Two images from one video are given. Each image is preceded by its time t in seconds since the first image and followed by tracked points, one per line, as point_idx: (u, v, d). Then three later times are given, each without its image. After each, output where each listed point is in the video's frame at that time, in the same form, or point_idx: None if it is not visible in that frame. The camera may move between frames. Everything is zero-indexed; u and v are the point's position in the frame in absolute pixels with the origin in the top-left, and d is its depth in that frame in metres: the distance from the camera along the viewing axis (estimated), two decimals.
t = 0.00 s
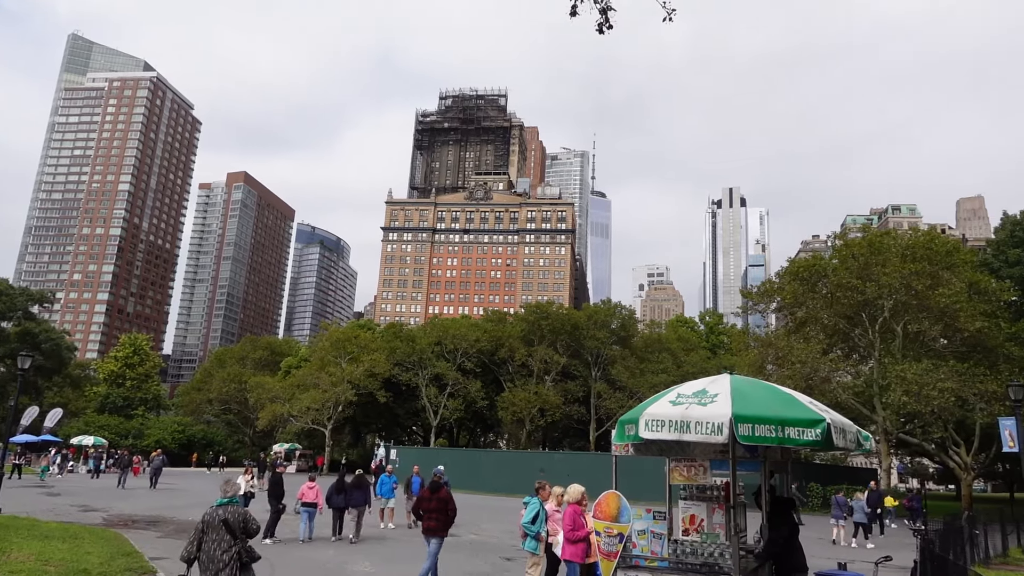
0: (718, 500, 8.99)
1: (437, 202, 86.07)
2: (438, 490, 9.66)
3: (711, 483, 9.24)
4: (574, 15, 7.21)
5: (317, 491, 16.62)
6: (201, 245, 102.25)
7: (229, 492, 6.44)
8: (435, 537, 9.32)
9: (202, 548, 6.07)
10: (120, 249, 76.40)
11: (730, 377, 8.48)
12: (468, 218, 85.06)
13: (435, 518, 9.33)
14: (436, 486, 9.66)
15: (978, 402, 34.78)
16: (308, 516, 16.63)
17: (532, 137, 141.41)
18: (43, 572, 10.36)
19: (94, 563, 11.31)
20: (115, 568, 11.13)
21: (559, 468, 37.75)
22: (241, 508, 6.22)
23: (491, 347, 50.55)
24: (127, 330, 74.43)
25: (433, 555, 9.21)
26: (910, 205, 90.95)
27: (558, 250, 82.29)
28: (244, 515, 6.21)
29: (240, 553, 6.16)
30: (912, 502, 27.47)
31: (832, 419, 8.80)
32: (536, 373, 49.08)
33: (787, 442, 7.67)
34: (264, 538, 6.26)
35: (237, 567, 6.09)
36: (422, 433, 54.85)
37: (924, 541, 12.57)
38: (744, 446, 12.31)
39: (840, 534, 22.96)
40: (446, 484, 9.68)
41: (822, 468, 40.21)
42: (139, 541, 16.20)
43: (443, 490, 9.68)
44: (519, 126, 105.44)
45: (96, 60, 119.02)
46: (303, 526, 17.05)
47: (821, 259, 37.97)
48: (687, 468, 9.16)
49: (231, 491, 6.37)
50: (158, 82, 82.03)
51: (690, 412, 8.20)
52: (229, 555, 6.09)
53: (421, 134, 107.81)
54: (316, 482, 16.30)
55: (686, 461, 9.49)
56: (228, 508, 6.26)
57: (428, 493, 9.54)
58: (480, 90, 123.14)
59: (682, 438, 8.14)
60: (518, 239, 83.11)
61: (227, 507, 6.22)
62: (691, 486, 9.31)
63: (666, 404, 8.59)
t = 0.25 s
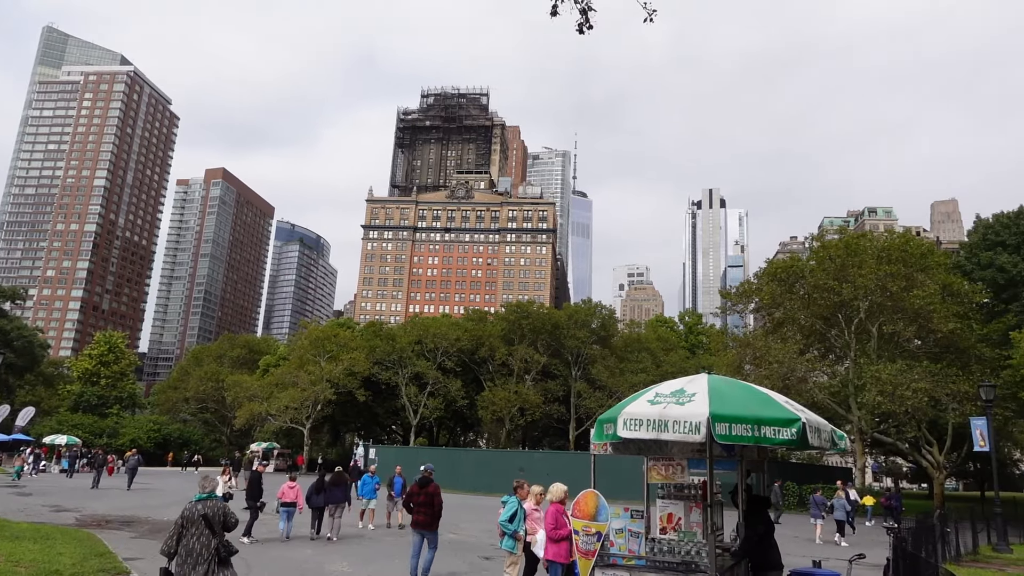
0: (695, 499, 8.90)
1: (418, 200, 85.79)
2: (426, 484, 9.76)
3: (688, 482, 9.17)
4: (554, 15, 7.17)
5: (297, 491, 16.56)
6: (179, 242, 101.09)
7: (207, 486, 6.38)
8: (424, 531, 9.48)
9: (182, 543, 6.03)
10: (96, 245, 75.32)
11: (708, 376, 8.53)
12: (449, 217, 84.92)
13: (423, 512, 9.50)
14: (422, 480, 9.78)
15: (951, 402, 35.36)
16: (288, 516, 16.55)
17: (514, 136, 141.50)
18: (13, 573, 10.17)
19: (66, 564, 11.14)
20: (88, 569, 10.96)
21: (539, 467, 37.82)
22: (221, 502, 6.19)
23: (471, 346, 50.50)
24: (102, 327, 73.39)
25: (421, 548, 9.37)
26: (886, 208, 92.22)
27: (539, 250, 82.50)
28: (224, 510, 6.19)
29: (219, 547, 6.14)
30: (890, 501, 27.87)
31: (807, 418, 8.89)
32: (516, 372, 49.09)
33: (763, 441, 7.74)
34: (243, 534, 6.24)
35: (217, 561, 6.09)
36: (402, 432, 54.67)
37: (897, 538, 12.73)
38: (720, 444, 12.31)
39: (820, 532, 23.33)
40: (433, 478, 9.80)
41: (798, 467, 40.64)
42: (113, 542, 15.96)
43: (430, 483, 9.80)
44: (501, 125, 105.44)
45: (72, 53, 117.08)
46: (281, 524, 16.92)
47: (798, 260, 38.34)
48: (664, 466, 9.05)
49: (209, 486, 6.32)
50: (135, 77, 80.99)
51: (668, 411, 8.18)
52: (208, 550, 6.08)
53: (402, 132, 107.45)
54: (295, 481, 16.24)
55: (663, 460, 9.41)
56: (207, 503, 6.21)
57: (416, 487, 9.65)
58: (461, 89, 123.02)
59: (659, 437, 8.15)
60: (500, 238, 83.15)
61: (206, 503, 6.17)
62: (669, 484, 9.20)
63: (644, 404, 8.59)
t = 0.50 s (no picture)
0: (674, 497, 8.83)
1: (399, 199, 85.47)
2: (419, 487, 9.79)
3: (668, 481, 9.08)
4: (534, 15, 7.12)
5: (277, 490, 16.40)
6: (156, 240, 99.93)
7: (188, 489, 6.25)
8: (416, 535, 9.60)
9: (164, 543, 5.90)
10: (71, 243, 74.10)
11: (687, 376, 8.58)
12: (431, 216, 84.73)
13: (414, 516, 9.62)
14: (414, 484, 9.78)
15: (926, 401, 35.88)
16: (268, 516, 16.46)
17: (495, 136, 141.47)
18: None
19: (38, 567, 10.94)
20: (62, 572, 10.79)
21: (520, 466, 37.86)
22: (204, 503, 6.07)
23: (453, 346, 50.39)
24: (77, 326, 72.27)
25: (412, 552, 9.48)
26: (863, 209, 93.41)
27: (520, 249, 82.66)
28: (207, 511, 6.08)
29: (200, 548, 6.02)
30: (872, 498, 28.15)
31: (785, 416, 8.95)
32: (497, 372, 49.07)
33: (741, 439, 7.79)
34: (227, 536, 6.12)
35: (199, 563, 5.95)
36: (383, 432, 54.45)
37: (873, 535, 12.87)
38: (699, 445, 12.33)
39: (800, 529, 23.63)
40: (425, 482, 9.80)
41: (777, 465, 41.01)
42: (88, 544, 15.71)
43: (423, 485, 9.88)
44: (483, 124, 105.39)
45: (47, 48, 115.18)
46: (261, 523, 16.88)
47: (777, 260, 38.68)
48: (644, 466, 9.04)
49: (192, 488, 6.20)
50: (112, 72, 79.88)
51: (648, 410, 8.17)
52: (190, 550, 5.95)
53: (384, 131, 107.08)
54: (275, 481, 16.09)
55: (643, 459, 9.37)
56: (188, 505, 6.09)
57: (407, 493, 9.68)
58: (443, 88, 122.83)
59: (640, 436, 8.16)
60: (481, 238, 83.14)
61: (188, 503, 6.05)
62: (648, 483, 9.14)
63: (624, 403, 8.60)
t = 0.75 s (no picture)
0: (655, 496, 8.79)
1: (382, 198, 85.10)
2: (413, 483, 10.42)
3: (649, 479, 9.03)
4: (516, 15, 7.07)
5: (255, 490, 16.26)
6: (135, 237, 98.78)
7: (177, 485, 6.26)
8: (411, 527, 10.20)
9: (151, 540, 5.92)
10: (47, 240, 72.97)
11: (668, 375, 8.61)
12: (414, 215, 84.48)
13: (410, 511, 10.20)
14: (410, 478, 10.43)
15: (903, 401, 36.32)
16: (246, 515, 16.37)
17: (479, 135, 141.37)
18: None
19: (11, 568, 10.82)
20: (36, 573, 10.69)
21: (502, 466, 37.91)
22: (190, 501, 6.08)
23: (435, 345, 50.25)
24: (53, 325, 71.21)
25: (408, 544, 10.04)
26: (843, 211, 94.41)
27: (503, 249, 82.71)
28: (193, 510, 6.09)
29: (187, 545, 6.06)
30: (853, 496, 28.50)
31: (764, 415, 9.01)
32: (480, 372, 49.03)
33: (721, 438, 7.82)
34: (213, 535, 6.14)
35: (184, 561, 6.00)
36: (364, 431, 54.23)
37: (850, 534, 13.00)
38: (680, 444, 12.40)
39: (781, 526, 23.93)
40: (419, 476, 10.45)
41: (757, 465, 41.32)
42: (64, 544, 15.55)
43: (419, 482, 10.53)
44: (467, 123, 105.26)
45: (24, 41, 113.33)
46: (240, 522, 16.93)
47: (758, 261, 38.98)
48: (624, 464, 9.03)
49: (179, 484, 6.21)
50: (90, 67, 78.76)
51: (627, 409, 8.20)
52: (177, 547, 5.98)
53: (366, 129, 106.64)
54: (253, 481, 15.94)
55: (624, 458, 9.35)
56: (175, 502, 6.10)
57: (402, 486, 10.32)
58: (427, 86, 122.50)
59: (620, 435, 8.17)
60: (464, 237, 83.03)
61: (175, 502, 6.05)
62: (629, 482, 9.11)
63: (605, 402, 8.62)
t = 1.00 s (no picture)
0: (634, 495, 8.83)
1: (365, 196, 84.65)
2: (405, 485, 10.51)
3: (629, 479, 9.08)
4: (499, 15, 7.04)
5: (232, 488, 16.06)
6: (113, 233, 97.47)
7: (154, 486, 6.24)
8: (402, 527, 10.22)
9: (132, 539, 5.85)
10: (23, 235, 71.73)
11: (649, 376, 8.65)
12: (397, 214, 84.16)
13: (402, 512, 10.26)
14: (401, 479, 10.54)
15: (881, 402, 36.70)
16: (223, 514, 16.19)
17: (464, 135, 141.23)
18: None
19: None
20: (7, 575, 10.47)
21: (483, 466, 37.86)
22: (170, 500, 6.03)
23: (418, 345, 50.04)
24: (29, 321, 69.99)
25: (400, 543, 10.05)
26: (823, 214, 95.41)
27: (486, 248, 82.66)
28: (173, 507, 6.04)
29: (168, 543, 6.01)
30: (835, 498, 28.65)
31: (743, 417, 9.10)
32: (462, 371, 48.92)
33: (700, 439, 7.86)
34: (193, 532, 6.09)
35: (165, 560, 5.92)
36: (345, 431, 53.95)
37: (827, 535, 13.09)
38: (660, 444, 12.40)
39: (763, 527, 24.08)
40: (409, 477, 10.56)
41: (736, 465, 41.62)
42: (37, 544, 15.25)
43: (408, 486, 10.59)
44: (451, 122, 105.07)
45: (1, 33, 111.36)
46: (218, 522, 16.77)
47: (739, 263, 39.25)
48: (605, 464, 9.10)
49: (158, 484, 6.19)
50: (69, 60, 77.53)
51: (609, 410, 8.22)
52: (157, 546, 5.91)
53: (350, 127, 106.11)
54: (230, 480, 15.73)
55: (604, 458, 9.39)
56: (153, 502, 6.06)
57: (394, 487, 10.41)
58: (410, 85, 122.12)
59: (600, 436, 8.20)
60: (447, 236, 82.88)
61: (154, 501, 6.01)
62: (609, 482, 9.15)
63: (586, 403, 8.64)
